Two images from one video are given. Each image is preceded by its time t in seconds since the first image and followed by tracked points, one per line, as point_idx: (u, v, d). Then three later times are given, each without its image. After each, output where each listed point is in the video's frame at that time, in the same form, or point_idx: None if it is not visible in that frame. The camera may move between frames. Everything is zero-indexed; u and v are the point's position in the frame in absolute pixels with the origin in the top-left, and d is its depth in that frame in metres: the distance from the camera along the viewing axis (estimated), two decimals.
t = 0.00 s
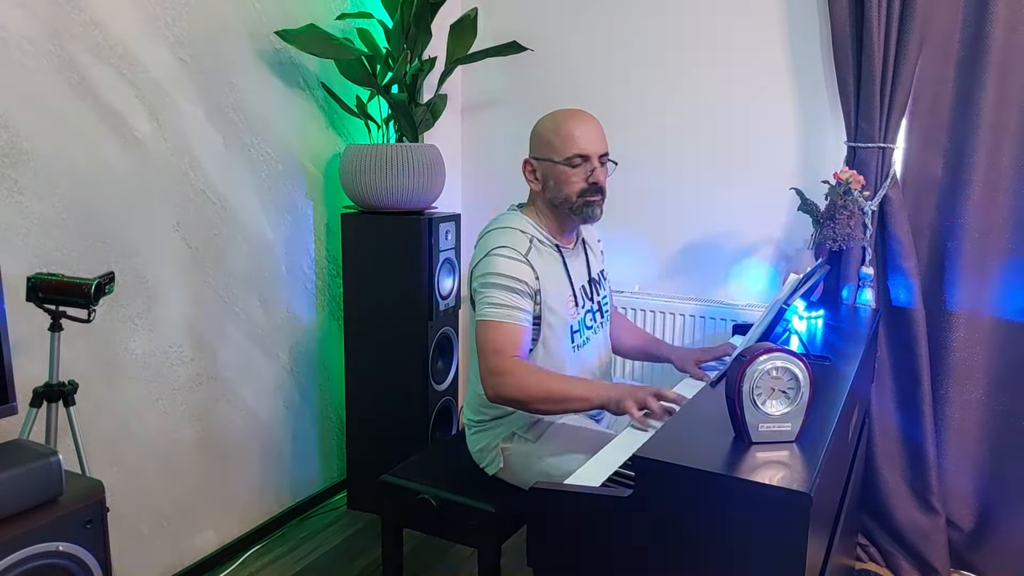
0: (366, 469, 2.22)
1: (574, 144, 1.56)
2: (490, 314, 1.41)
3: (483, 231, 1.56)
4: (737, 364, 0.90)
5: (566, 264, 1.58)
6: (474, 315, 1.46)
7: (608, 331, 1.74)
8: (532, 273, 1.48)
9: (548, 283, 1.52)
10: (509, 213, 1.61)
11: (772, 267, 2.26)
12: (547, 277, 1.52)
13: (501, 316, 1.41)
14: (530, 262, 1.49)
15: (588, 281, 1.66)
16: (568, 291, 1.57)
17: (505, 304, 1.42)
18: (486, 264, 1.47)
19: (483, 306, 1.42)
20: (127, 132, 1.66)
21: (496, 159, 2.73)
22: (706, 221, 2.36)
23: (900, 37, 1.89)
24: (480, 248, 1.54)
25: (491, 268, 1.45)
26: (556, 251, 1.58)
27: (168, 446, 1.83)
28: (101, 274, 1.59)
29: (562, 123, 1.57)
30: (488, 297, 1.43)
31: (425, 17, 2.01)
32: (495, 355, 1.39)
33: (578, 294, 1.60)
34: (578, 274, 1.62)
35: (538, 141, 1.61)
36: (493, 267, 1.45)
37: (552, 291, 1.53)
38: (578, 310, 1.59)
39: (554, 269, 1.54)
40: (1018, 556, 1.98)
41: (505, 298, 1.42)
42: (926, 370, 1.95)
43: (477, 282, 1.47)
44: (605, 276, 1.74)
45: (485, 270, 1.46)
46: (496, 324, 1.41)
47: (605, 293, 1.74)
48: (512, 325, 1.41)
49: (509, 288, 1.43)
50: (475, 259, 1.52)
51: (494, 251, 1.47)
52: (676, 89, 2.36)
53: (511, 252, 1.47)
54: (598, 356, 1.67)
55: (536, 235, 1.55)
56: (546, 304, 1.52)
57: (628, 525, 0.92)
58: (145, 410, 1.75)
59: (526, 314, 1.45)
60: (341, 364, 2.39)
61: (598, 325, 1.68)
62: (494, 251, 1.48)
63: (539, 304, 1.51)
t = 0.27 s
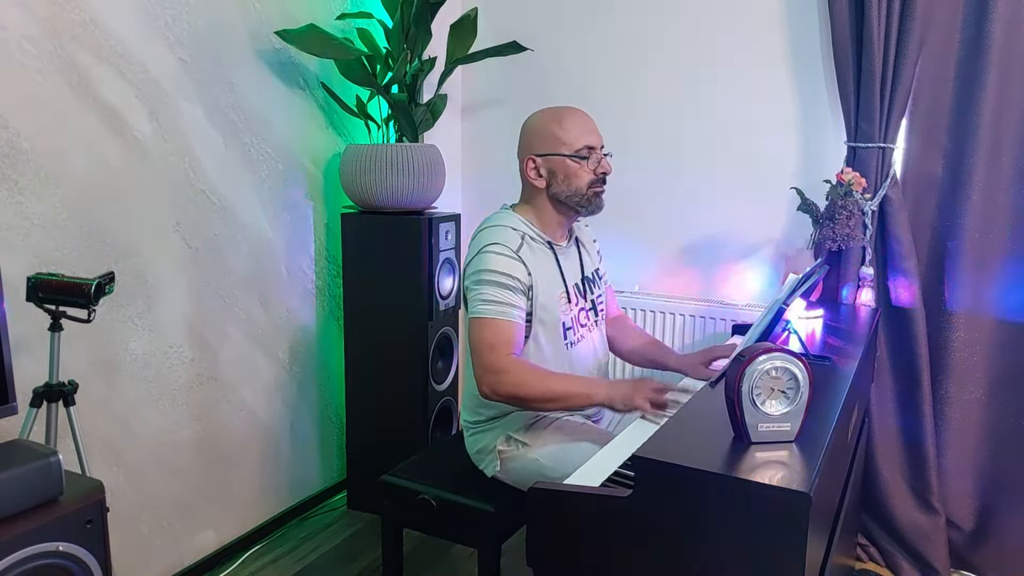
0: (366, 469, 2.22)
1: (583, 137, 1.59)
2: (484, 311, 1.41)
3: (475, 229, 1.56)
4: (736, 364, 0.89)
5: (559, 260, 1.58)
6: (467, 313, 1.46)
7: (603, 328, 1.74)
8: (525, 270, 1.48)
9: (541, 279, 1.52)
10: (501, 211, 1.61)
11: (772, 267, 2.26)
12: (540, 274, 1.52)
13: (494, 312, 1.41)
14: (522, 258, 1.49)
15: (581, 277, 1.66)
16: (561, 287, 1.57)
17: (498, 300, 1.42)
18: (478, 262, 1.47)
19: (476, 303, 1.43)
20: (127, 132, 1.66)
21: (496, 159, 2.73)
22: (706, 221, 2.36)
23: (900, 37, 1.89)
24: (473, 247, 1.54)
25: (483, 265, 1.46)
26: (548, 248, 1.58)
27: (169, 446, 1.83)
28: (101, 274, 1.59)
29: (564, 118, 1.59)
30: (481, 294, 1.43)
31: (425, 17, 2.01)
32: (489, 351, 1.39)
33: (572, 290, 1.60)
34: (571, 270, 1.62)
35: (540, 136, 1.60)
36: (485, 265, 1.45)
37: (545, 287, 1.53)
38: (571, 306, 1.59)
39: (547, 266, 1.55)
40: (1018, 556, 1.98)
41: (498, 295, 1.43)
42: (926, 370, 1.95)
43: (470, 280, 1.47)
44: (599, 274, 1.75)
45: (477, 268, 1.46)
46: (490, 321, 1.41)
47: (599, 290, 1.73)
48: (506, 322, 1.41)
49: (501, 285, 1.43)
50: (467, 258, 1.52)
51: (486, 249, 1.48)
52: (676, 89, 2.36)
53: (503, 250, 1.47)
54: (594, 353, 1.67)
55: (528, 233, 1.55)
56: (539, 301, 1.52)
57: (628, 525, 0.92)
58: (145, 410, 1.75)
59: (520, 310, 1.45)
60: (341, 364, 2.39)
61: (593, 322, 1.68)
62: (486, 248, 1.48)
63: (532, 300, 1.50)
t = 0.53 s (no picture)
0: (366, 469, 2.22)
1: (586, 139, 1.58)
2: (486, 314, 1.41)
3: (479, 229, 1.55)
4: (736, 364, 0.90)
5: (561, 260, 1.58)
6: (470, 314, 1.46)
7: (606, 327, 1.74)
8: (528, 271, 1.48)
9: (544, 280, 1.51)
10: (504, 211, 1.61)
11: (772, 267, 2.26)
12: (544, 275, 1.52)
13: (497, 315, 1.41)
14: (525, 259, 1.49)
15: (584, 276, 1.66)
16: (564, 287, 1.56)
17: (501, 303, 1.42)
18: (481, 263, 1.46)
19: (479, 306, 1.42)
20: (127, 132, 1.66)
21: (496, 159, 2.73)
22: (706, 221, 2.36)
23: (900, 37, 1.89)
24: (476, 247, 1.54)
25: (486, 266, 1.45)
26: (551, 248, 1.57)
27: (168, 446, 1.83)
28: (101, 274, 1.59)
29: (567, 119, 1.59)
30: (484, 296, 1.43)
31: (425, 17, 2.01)
32: (491, 354, 1.39)
33: (575, 290, 1.60)
34: (574, 269, 1.62)
35: (542, 139, 1.59)
36: (489, 266, 1.45)
37: (548, 287, 1.52)
38: (574, 307, 1.59)
39: (550, 266, 1.54)
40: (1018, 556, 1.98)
41: (501, 297, 1.42)
42: (926, 370, 1.95)
43: (473, 282, 1.47)
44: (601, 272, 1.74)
45: (480, 269, 1.46)
46: (492, 323, 1.41)
47: (601, 288, 1.73)
48: (508, 324, 1.41)
49: (504, 287, 1.43)
50: (471, 259, 1.52)
51: (490, 250, 1.47)
52: (676, 89, 2.36)
53: (506, 251, 1.47)
54: (597, 352, 1.67)
55: (531, 233, 1.55)
56: (543, 301, 1.51)
57: (628, 525, 0.92)
58: (145, 410, 1.75)
59: (523, 312, 1.45)
60: (341, 364, 2.39)
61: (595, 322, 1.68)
62: (489, 249, 1.47)
63: (535, 301, 1.50)
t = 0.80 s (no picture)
0: (366, 469, 2.22)
1: (562, 137, 1.60)
2: (488, 309, 1.40)
3: (491, 230, 1.56)
4: (737, 365, 0.89)
5: (570, 265, 1.58)
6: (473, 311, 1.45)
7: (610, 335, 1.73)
8: (537, 273, 1.48)
9: (552, 284, 1.51)
10: (513, 213, 1.61)
11: (772, 267, 2.27)
12: (552, 278, 1.52)
13: (498, 311, 1.39)
14: (534, 262, 1.49)
15: (593, 283, 1.66)
16: (571, 293, 1.56)
17: (504, 300, 1.41)
18: (490, 262, 1.47)
19: (482, 301, 1.41)
20: (127, 132, 1.66)
21: (496, 159, 2.73)
22: (707, 221, 2.36)
23: (900, 37, 1.89)
24: (486, 248, 1.54)
25: (494, 265, 1.45)
26: (560, 252, 1.57)
27: (168, 446, 1.83)
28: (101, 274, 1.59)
29: (536, 130, 1.60)
30: (487, 294, 1.42)
31: (425, 17, 2.01)
32: (485, 348, 1.36)
33: (580, 296, 1.59)
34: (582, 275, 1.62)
35: (526, 154, 1.61)
36: (497, 267, 1.45)
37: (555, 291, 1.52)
38: (581, 312, 1.59)
39: (558, 270, 1.54)
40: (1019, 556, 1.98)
41: (504, 295, 1.41)
42: (926, 370, 1.95)
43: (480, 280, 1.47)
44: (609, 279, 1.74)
45: (489, 268, 1.46)
46: (492, 320, 1.39)
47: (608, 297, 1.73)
48: (508, 322, 1.39)
49: (510, 287, 1.42)
50: (480, 259, 1.52)
51: (500, 251, 1.47)
52: (676, 89, 2.36)
53: (516, 253, 1.47)
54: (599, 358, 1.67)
55: (541, 236, 1.55)
56: (548, 305, 1.51)
57: (628, 525, 0.92)
58: (145, 410, 1.75)
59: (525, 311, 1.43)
60: (341, 365, 2.39)
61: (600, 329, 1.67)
62: (499, 249, 1.48)
63: (541, 304, 1.50)
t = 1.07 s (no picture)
0: (366, 469, 2.22)
1: (582, 134, 1.58)
2: (486, 313, 1.41)
3: (481, 230, 1.56)
4: (736, 365, 0.89)
5: (562, 260, 1.58)
6: (472, 316, 1.45)
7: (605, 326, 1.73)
8: (530, 272, 1.48)
9: (546, 281, 1.52)
10: (503, 212, 1.61)
11: (772, 267, 2.27)
12: (545, 275, 1.52)
13: (497, 314, 1.40)
14: (527, 260, 1.49)
15: (585, 277, 1.66)
16: (566, 288, 1.57)
17: (502, 303, 1.42)
18: (483, 264, 1.47)
19: (480, 306, 1.42)
20: (127, 132, 1.66)
21: (496, 159, 2.73)
22: (706, 221, 2.36)
23: (900, 37, 1.89)
24: (478, 249, 1.54)
25: (488, 267, 1.45)
26: (552, 248, 1.58)
27: (168, 446, 1.83)
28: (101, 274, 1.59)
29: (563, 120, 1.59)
30: (485, 298, 1.43)
31: (425, 17, 2.01)
32: (490, 354, 1.38)
33: (574, 292, 1.59)
34: (575, 270, 1.62)
35: (539, 134, 1.59)
36: (491, 268, 1.45)
37: (550, 288, 1.53)
38: (576, 307, 1.59)
39: (550, 268, 1.54)
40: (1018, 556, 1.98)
41: (503, 298, 1.42)
42: (926, 370, 1.95)
43: (475, 283, 1.47)
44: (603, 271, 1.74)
45: (483, 271, 1.46)
46: (492, 324, 1.40)
47: (602, 289, 1.73)
48: (508, 325, 1.40)
49: (506, 287, 1.43)
50: (472, 261, 1.52)
51: (492, 252, 1.48)
52: (676, 89, 2.36)
53: (508, 252, 1.48)
54: (597, 352, 1.67)
55: (533, 234, 1.55)
56: (544, 301, 1.52)
57: (627, 525, 0.92)
58: (145, 410, 1.75)
59: (523, 312, 1.44)
60: (341, 365, 2.39)
61: (596, 322, 1.68)
62: (491, 250, 1.48)
63: (537, 301, 1.51)
